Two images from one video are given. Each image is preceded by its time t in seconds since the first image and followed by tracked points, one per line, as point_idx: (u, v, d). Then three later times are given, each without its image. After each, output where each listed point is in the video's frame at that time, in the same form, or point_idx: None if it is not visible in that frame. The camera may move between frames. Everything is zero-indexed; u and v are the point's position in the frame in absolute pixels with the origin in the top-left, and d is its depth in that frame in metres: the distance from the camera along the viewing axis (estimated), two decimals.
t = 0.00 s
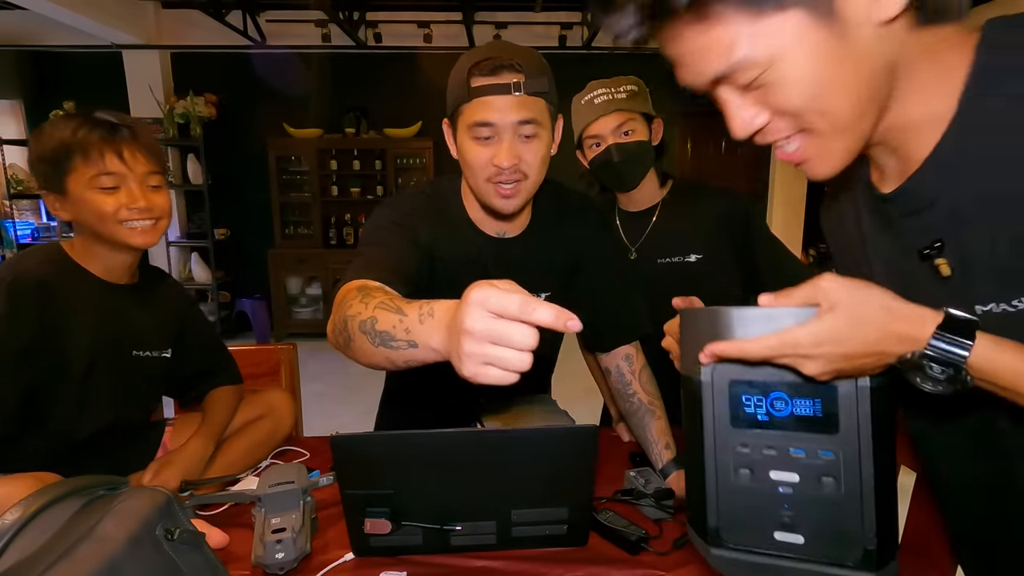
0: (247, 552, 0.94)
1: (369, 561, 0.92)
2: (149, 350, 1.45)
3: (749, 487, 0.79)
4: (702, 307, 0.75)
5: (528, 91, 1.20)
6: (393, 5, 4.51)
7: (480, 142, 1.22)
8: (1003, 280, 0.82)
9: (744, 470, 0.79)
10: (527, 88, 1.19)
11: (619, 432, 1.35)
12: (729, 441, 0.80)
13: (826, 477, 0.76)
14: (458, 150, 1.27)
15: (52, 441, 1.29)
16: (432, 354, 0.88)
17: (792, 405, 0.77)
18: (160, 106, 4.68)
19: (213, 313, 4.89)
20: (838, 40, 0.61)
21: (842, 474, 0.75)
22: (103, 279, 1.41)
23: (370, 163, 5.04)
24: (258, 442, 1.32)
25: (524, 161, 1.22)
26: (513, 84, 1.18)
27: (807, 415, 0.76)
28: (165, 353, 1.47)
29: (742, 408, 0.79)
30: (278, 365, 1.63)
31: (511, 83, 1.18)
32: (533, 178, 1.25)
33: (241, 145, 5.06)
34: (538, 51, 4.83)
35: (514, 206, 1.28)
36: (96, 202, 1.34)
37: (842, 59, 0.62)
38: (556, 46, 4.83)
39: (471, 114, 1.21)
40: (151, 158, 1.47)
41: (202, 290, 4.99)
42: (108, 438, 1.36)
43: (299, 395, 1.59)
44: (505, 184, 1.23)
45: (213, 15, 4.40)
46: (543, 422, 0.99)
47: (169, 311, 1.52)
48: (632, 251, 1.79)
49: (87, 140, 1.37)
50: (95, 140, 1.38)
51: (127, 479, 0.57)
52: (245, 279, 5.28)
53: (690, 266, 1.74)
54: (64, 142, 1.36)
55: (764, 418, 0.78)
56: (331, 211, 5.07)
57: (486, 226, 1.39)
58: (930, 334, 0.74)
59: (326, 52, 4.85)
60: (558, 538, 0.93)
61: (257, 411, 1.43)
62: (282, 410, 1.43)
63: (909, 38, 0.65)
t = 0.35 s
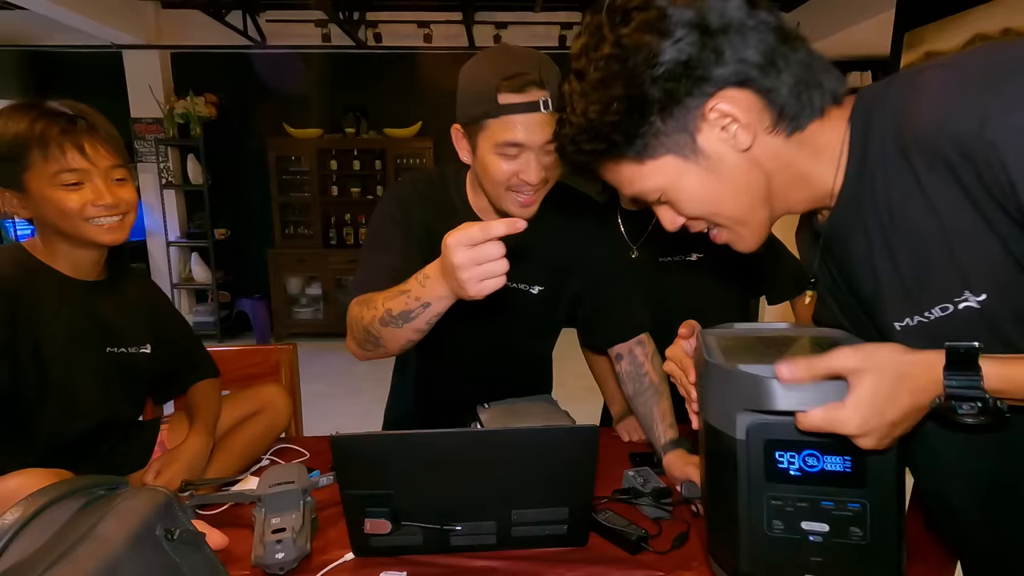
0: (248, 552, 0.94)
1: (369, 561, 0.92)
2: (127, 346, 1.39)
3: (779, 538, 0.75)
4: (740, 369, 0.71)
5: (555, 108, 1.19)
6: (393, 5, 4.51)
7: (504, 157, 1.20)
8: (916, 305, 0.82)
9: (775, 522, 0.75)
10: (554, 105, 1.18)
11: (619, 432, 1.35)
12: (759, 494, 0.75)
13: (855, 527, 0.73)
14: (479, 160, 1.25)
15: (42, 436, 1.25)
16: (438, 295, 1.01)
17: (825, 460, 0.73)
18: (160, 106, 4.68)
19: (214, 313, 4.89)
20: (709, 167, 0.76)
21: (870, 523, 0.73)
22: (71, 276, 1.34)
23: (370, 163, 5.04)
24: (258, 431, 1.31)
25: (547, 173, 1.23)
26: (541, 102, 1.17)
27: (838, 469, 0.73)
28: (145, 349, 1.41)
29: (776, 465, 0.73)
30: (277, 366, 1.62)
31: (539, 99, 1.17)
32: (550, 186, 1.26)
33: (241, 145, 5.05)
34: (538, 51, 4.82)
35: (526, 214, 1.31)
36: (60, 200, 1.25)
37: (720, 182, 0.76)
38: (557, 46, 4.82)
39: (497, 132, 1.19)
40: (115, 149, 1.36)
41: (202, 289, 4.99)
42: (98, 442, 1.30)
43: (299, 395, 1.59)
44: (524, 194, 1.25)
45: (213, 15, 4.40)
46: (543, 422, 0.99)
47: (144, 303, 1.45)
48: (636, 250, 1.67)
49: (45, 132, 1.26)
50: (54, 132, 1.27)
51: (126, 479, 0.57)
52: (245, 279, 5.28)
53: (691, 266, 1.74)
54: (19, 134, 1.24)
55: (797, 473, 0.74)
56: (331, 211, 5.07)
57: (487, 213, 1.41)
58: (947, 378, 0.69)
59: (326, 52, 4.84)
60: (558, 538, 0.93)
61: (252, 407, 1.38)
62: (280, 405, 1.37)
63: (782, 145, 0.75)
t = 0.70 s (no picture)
0: (248, 552, 0.94)
1: (369, 561, 0.92)
2: (85, 331, 1.40)
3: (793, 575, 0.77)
4: (762, 425, 0.72)
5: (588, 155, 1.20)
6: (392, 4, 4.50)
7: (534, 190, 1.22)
8: (885, 323, 0.83)
9: (791, 560, 0.77)
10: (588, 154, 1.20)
11: (618, 432, 1.34)
12: (776, 534, 0.76)
13: (865, 564, 0.76)
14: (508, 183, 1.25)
15: (31, 437, 1.24)
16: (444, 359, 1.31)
17: (839, 504, 0.75)
18: (160, 106, 4.68)
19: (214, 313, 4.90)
20: (690, 206, 0.81)
21: (881, 560, 0.75)
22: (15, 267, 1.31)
23: (370, 163, 5.04)
24: (253, 427, 1.29)
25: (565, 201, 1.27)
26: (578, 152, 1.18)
27: (852, 512, 0.75)
28: (106, 332, 1.44)
29: (793, 509, 0.75)
30: (277, 365, 1.62)
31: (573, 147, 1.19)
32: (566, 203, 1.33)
33: (241, 145, 5.05)
34: (538, 51, 4.81)
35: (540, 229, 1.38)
36: (15, 195, 1.22)
37: (707, 217, 0.82)
38: (556, 46, 4.82)
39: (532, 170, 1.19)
40: (75, 146, 1.34)
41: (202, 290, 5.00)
42: (83, 429, 1.33)
43: (298, 395, 1.58)
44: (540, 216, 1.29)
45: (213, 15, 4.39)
46: (543, 423, 0.99)
47: (95, 286, 1.46)
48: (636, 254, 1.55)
49: (14, 126, 1.22)
50: (28, 127, 1.24)
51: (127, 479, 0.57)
52: (245, 279, 5.29)
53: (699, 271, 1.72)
54: None
55: (814, 517, 0.76)
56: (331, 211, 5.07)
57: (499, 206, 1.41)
58: (954, 449, 0.69)
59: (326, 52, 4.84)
60: (558, 537, 0.93)
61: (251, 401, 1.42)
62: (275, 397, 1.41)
63: (757, 180, 0.81)
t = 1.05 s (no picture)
0: (248, 552, 0.94)
1: (369, 561, 0.92)
2: (64, 330, 1.39)
3: None
4: (776, 451, 0.69)
5: (550, 140, 1.19)
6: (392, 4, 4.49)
7: (500, 182, 1.24)
8: (874, 356, 0.83)
9: None
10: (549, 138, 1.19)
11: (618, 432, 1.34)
12: (781, 560, 0.72)
13: None
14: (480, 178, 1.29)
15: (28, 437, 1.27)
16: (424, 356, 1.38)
17: (846, 531, 0.71)
18: (160, 106, 4.68)
19: (214, 313, 4.90)
20: (673, 258, 0.83)
21: None
22: None
23: (370, 163, 5.04)
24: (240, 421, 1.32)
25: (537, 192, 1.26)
26: (535, 137, 1.18)
27: (857, 539, 0.72)
28: (84, 327, 1.44)
29: (800, 535, 0.71)
30: (277, 365, 1.61)
31: (533, 135, 1.18)
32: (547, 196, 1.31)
33: (241, 145, 5.05)
34: (537, 51, 4.80)
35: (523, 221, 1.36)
36: None
37: (690, 264, 0.83)
38: (556, 46, 4.82)
39: (492, 163, 1.22)
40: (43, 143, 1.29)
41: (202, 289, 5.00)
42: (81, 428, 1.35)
43: (298, 395, 1.58)
44: (514, 208, 1.29)
45: (213, 15, 4.39)
46: (543, 423, 0.98)
47: (65, 283, 1.45)
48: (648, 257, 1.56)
49: None
50: None
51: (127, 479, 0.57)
52: (246, 279, 5.29)
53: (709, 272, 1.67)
54: None
55: (820, 543, 0.71)
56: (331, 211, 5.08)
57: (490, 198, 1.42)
58: (975, 480, 0.67)
59: (326, 52, 4.84)
60: (558, 538, 0.93)
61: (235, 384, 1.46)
62: (258, 382, 1.44)
63: (738, 226, 0.80)
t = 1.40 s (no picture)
0: (248, 553, 0.94)
1: (369, 561, 0.92)
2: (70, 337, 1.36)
3: None
4: (804, 456, 0.67)
5: (455, 221, 1.20)
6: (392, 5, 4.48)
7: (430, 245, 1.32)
8: (900, 357, 0.81)
9: None
10: (453, 221, 1.20)
11: (619, 432, 1.34)
12: (807, 566, 0.70)
13: None
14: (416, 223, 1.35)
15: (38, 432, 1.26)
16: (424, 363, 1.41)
17: (871, 534, 0.70)
18: (160, 106, 4.68)
19: (214, 313, 4.90)
20: (693, 257, 0.84)
21: None
22: None
23: (370, 163, 5.03)
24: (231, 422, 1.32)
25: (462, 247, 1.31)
26: (440, 223, 1.20)
27: (882, 542, 0.70)
28: (88, 333, 1.41)
29: (826, 540, 0.69)
30: (278, 366, 1.61)
31: (439, 223, 1.20)
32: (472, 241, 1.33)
33: (241, 145, 5.05)
34: (537, 51, 4.80)
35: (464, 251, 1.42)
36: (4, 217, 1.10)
37: (710, 262, 0.84)
38: (556, 46, 4.82)
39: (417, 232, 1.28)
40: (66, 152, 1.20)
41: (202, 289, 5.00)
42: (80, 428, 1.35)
43: (299, 396, 1.58)
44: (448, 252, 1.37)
45: (213, 15, 4.39)
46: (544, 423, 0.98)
47: (74, 285, 1.43)
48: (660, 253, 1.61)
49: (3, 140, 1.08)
50: (21, 137, 1.11)
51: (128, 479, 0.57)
52: (246, 279, 5.29)
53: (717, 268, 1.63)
54: None
55: (845, 547, 0.70)
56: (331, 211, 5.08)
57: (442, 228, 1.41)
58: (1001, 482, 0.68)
59: (326, 52, 4.84)
60: (559, 537, 0.94)
61: (229, 388, 1.46)
62: (252, 386, 1.46)
63: (762, 227, 0.80)
